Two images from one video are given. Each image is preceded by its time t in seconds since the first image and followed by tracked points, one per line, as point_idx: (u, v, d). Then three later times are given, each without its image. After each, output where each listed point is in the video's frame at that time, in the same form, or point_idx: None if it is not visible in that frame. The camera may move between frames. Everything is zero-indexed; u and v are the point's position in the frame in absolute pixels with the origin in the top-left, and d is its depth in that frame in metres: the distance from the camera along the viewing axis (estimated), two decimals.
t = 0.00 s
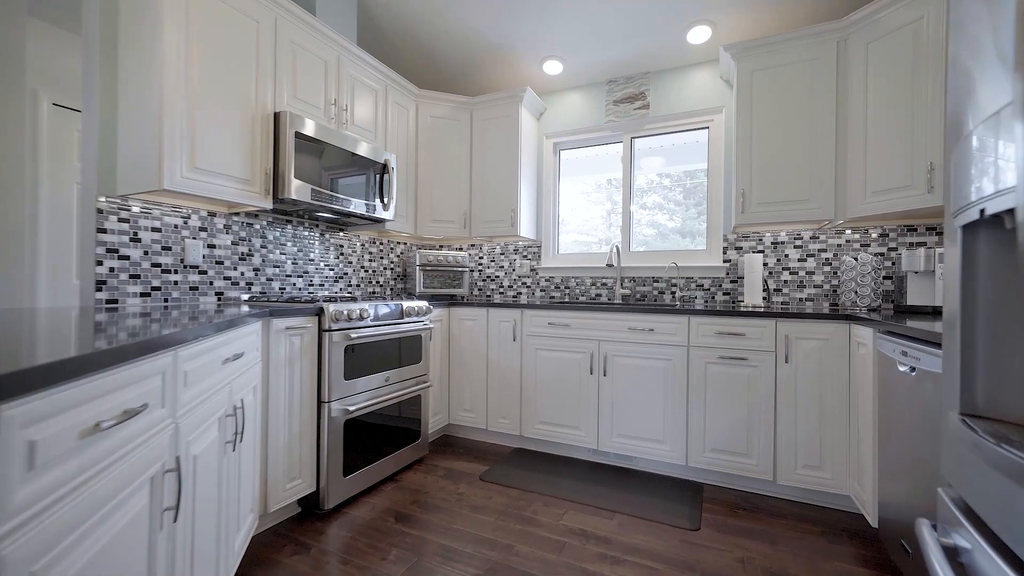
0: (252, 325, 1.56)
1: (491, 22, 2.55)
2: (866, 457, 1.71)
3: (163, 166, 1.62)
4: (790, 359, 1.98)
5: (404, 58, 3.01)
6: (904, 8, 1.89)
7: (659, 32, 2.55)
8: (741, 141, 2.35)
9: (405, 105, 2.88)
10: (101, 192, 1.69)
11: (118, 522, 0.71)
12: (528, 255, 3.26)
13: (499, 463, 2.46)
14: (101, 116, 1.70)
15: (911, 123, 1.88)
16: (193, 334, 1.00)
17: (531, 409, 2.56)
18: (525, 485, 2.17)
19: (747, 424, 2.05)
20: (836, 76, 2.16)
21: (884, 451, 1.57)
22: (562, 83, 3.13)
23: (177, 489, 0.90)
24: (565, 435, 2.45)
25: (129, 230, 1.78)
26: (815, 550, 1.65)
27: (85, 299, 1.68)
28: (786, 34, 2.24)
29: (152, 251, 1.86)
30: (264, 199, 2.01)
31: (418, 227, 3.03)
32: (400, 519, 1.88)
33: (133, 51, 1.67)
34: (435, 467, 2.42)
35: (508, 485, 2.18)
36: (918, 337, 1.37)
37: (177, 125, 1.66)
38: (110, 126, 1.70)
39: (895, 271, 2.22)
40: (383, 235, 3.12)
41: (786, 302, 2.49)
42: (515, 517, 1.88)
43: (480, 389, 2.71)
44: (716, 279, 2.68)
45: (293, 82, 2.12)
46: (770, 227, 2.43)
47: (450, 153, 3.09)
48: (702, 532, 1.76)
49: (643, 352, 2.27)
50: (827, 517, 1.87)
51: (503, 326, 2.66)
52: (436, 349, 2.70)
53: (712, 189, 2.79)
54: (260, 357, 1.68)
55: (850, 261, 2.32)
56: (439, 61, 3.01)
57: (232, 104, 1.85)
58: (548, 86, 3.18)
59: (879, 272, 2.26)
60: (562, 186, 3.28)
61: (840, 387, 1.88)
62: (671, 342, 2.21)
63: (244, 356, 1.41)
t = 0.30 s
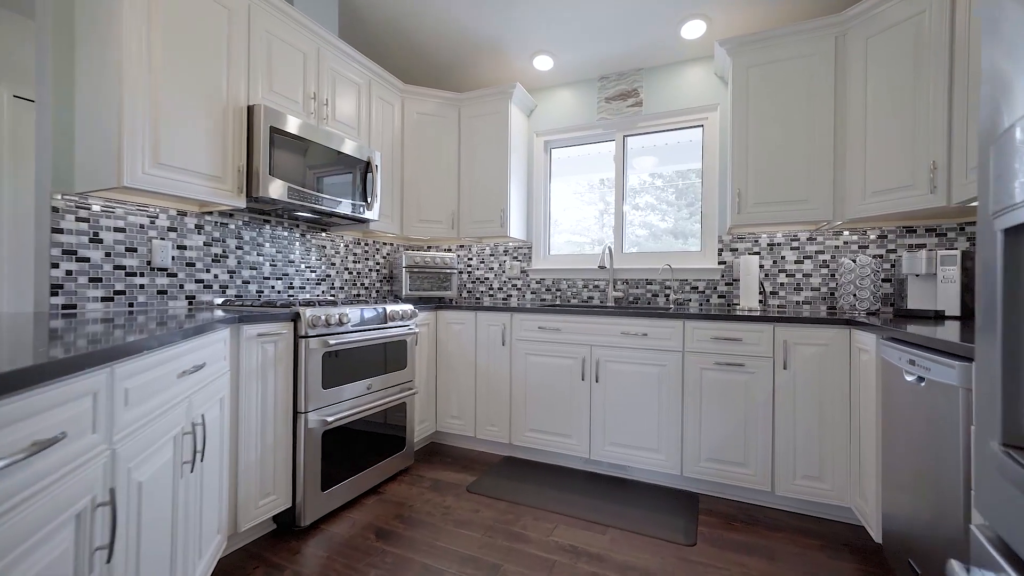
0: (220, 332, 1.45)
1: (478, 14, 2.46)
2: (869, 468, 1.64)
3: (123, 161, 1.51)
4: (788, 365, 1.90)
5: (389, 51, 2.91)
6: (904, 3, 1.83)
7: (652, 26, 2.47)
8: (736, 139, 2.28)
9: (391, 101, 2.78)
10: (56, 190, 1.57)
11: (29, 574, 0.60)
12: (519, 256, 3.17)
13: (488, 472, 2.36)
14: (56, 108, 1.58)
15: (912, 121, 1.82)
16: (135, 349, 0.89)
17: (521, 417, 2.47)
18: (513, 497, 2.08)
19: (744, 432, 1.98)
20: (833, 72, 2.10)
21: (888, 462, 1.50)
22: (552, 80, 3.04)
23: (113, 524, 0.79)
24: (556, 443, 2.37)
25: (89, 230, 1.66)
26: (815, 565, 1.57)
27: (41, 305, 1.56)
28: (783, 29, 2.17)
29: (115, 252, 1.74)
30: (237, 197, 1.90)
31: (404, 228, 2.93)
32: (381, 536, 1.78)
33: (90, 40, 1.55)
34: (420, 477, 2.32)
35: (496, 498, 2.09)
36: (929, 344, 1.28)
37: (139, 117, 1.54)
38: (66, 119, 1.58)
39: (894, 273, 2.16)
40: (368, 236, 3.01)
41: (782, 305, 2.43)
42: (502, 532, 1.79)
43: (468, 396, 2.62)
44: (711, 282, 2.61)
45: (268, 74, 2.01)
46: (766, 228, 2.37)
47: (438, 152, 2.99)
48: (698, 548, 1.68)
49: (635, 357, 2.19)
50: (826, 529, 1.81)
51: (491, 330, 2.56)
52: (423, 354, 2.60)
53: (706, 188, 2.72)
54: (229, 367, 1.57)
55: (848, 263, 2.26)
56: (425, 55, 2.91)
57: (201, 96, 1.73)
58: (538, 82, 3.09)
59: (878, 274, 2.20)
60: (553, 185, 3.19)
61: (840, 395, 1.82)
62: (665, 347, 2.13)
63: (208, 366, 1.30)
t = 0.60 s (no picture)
0: (197, 342, 1.38)
1: (471, 11, 2.40)
2: (874, 481, 1.59)
3: (94, 162, 1.43)
4: (789, 374, 1.85)
5: (380, 50, 2.84)
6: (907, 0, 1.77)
7: (649, 24, 2.41)
8: (736, 140, 2.23)
9: (382, 101, 2.71)
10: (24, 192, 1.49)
11: None
12: (514, 259, 3.11)
13: (481, 483, 2.30)
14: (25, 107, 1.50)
15: (915, 122, 1.76)
16: (91, 368, 0.81)
17: (515, 425, 2.41)
18: (507, 509, 2.02)
19: (743, 442, 1.92)
20: (835, 72, 2.05)
21: (893, 477, 1.45)
22: (548, 79, 2.98)
23: (58, 560, 0.72)
24: (551, 452, 2.31)
25: (61, 234, 1.59)
26: None
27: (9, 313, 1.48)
28: (783, 28, 2.12)
29: (89, 257, 1.67)
30: (218, 199, 1.82)
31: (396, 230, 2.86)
32: (368, 553, 1.71)
33: (61, 35, 1.48)
34: (411, 488, 2.25)
35: (489, 510, 2.02)
36: (936, 356, 1.23)
37: (112, 116, 1.47)
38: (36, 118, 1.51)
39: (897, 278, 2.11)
40: (359, 238, 2.94)
41: (782, 309, 2.37)
42: (494, 548, 1.72)
43: (461, 403, 2.55)
44: (710, 286, 2.56)
45: (252, 72, 1.94)
46: (765, 232, 2.31)
47: (431, 153, 2.93)
48: (697, 563, 1.62)
49: (632, 364, 2.13)
50: (829, 543, 1.75)
51: (485, 336, 2.50)
52: (415, 360, 2.54)
53: (704, 190, 2.67)
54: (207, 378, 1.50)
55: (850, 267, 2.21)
56: (418, 54, 2.84)
57: (179, 94, 1.66)
58: (533, 81, 3.03)
59: (880, 279, 2.15)
60: (549, 187, 3.13)
61: (843, 404, 1.76)
62: (663, 354, 2.07)
63: (181, 379, 1.23)
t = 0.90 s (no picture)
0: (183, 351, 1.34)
1: (468, 11, 2.36)
2: (878, 493, 1.55)
3: (77, 166, 1.39)
4: (791, 381, 1.81)
5: (375, 50, 2.80)
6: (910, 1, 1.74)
7: (648, 25, 2.38)
8: (736, 143, 2.19)
9: (377, 102, 2.67)
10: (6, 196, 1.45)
11: None
12: (511, 262, 3.07)
13: (478, 491, 2.26)
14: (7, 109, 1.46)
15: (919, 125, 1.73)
16: (63, 386, 0.77)
17: (512, 432, 2.37)
18: (503, 519, 1.98)
19: (744, 451, 1.89)
20: (837, 74, 2.02)
21: (898, 489, 1.41)
22: (546, 80, 2.95)
23: None
24: (548, 459, 2.27)
25: (45, 239, 1.55)
26: None
27: None
28: (784, 29, 2.09)
29: (74, 262, 1.62)
30: (207, 203, 1.78)
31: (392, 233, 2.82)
32: (361, 565, 1.67)
33: (43, 35, 1.43)
34: (406, 496, 2.21)
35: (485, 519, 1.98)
36: (942, 368, 1.19)
37: (95, 118, 1.43)
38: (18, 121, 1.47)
39: (900, 283, 2.08)
40: (354, 242, 2.90)
41: (783, 314, 2.34)
42: (490, 559, 1.69)
43: (458, 409, 2.51)
44: (710, 290, 2.52)
45: (243, 73, 1.90)
46: (766, 236, 2.28)
47: (428, 155, 2.89)
48: None
49: (631, 370, 2.09)
50: (832, 554, 1.71)
51: (482, 341, 2.46)
52: (410, 365, 2.50)
53: (704, 193, 2.63)
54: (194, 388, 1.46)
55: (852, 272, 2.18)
56: (414, 54, 2.81)
57: (166, 95, 1.62)
58: (531, 82, 3.00)
59: (883, 284, 2.12)
60: (547, 189, 3.10)
61: (846, 413, 1.73)
62: (663, 361, 2.03)
63: (165, 391, 1.19)
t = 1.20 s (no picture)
0: (179, 361, 1.32)
1: (468, 12, 2.34)
2: (887, 504, 1.52)
3: (72, 173, 1.37)
4: (797, 390, 1.78)
5: (375, 52, 2.78)
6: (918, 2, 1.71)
7: (650, 26, 2.35)
8: (741, 146, 2.16)
9: (378, 104, 2.65)
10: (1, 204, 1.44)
11: None
12: (512, 266, 3.05)
13: (478, 498, 2.23)
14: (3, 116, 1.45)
15: (927, 128, 1.70)
16: (51, 404, 0.76)
17: (514, 438, 2.34)
18: (504, 528, 1.95)
19: (749, 460, 1.85)
20: (842, 76, 1.98)
21: (907, 501, 1.38)
22: (548, 82, 2.92)
23: None
24: (550, 466, 2.24)
25: (41, 247, 1.53)
26: None
27: None
28: (789, 31, 2.06)
29: (70, 269, 1.61)
30: (205, 209, 1.77)
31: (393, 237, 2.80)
32: None
33: (38, 42, 1.42)
34: (407, 504, 2.19)
35: (486, 528, 1.96)
36: (953, 380, 1.16)
37: (91, 125, 1.41)
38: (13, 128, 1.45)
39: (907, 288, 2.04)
40: (355, 246, 2.88)
41: (789, 320, 2.30)
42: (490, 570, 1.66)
43: (459, 415, 2.49)
44: (714, 295, 2.49)
45: (241, 77, 1.88)
46: (771, 240, 2.25)
47: (428, 158, 2.87)
48: None
49: (634, 377, 2.07)
50: (839, 566, 1.68)
51: (483, 346, 2.44)
52: (411, 371, 2.48)
53: (708, 197, 2.60)
54: (191, 397, 1.44)
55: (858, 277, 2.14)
56: (414, 56, 2.79)
57: (163, 101, 1.60)
58: (532, 84, 2.97)
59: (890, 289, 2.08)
60: (549, 192, 3.07)
61: (853, 422, 1.70)
62: (666, 367, 2.00)
63: (159, 402, 1.17)
